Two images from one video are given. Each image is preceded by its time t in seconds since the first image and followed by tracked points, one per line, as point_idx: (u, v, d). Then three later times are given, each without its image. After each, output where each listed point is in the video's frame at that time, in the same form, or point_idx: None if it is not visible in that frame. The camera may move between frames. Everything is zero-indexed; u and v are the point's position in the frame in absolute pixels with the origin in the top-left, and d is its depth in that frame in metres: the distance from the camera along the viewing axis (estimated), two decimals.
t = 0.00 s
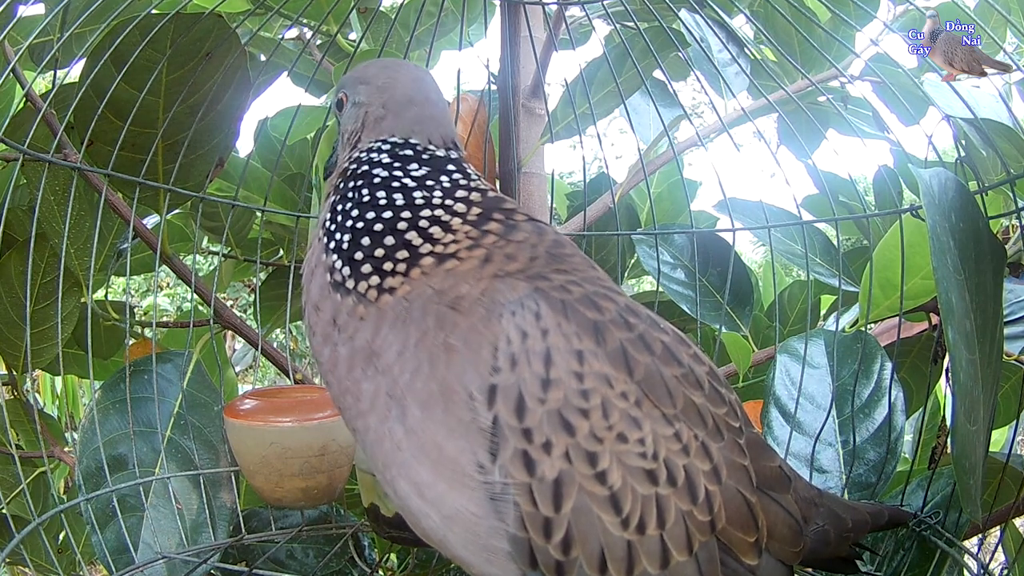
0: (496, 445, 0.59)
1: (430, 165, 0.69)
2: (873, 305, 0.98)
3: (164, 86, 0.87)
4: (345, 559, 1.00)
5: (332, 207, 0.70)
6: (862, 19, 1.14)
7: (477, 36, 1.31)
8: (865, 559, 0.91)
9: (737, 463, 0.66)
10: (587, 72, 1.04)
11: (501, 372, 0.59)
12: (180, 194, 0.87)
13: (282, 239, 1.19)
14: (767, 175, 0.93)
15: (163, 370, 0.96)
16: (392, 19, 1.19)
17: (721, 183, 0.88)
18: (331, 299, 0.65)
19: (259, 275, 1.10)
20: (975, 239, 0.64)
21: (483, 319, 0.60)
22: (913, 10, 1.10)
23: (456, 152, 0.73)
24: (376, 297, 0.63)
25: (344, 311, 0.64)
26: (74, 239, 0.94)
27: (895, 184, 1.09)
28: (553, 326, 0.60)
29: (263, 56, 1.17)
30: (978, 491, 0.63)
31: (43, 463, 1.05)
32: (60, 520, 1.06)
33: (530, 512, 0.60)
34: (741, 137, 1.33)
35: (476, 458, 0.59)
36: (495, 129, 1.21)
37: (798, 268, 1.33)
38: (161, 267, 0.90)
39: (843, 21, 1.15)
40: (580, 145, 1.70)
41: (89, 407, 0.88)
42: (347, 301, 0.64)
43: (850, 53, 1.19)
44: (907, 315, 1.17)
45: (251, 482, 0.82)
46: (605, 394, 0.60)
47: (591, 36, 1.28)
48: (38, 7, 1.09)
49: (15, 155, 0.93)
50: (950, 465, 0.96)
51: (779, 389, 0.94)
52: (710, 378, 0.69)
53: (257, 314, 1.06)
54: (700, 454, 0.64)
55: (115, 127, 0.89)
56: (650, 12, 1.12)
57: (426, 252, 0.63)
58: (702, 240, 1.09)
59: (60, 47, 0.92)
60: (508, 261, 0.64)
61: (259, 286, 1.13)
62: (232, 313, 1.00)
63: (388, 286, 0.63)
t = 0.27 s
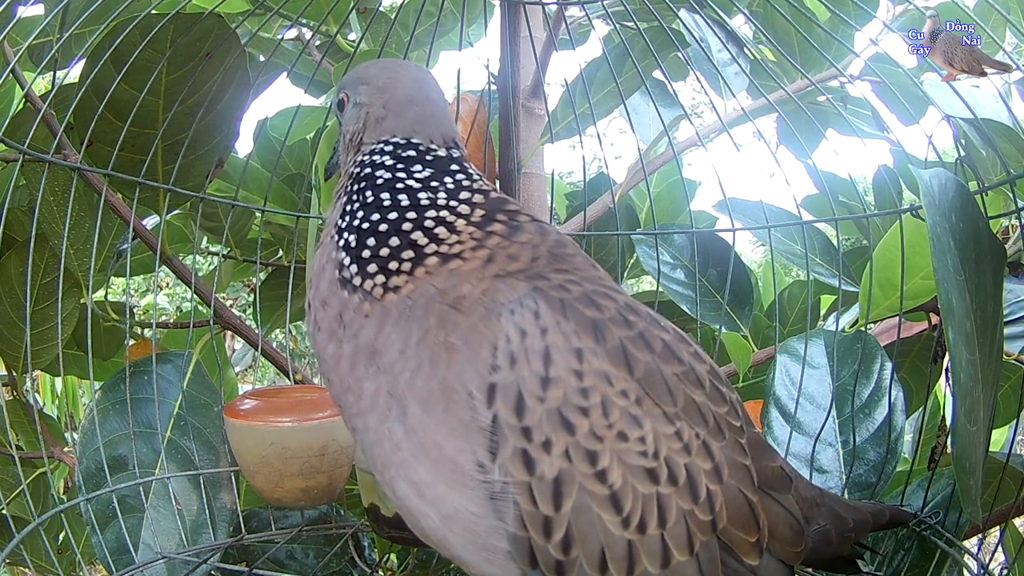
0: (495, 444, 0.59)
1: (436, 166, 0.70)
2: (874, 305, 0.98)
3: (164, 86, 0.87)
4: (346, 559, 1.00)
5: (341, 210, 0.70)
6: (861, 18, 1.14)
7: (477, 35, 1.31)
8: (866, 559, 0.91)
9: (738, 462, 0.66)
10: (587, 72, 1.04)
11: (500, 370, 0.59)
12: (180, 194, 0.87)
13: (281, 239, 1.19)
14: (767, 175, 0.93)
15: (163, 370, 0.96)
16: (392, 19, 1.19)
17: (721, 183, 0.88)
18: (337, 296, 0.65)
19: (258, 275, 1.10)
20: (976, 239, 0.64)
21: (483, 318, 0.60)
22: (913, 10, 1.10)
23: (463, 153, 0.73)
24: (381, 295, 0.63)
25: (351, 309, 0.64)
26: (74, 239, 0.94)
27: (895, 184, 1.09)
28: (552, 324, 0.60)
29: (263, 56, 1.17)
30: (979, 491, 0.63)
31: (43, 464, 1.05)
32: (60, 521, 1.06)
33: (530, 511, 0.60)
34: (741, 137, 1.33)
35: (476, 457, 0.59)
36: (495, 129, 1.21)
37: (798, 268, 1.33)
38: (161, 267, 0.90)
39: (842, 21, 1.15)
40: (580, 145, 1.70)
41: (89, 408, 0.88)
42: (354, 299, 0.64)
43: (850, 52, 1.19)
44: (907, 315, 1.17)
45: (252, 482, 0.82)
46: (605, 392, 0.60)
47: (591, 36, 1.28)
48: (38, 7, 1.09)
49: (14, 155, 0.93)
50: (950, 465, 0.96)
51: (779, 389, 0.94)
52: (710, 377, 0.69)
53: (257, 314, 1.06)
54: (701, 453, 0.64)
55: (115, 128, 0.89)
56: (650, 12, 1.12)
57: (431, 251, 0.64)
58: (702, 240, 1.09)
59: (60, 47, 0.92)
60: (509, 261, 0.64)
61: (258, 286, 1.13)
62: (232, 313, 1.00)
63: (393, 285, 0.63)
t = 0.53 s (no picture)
0: (486, 443, 0.59)
1: (444, 170, 0.70)
2: (874, 305, 0.98)
3: (163, 86, 0.87)
4: (345, 559, 1.00)
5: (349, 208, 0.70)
6: (861, 18, 1.14)
7: (477, 35, 1.31)
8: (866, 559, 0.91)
9: (734, 460, 0.66)
10: (587, 72, 1.04)
11: (491, 369, 0.59)
12: (180, 194, 0.87)
13: (282, 239, 1.19)
14: (767, 175, 0.93)
15: (163, 370, 0.96)
16: (391, 19, 1.19)
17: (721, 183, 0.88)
18: (346, 292, 0.65)
19: (259, 275, 1.10)
20: (975, 239, 0.64)
21: (474, 318, 0.60)
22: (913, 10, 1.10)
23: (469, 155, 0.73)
24: (389, 297, 0.63)
25: (358, 308, 0.64)
26: (74, 239, 0.94)
27: (895, 184, 1.09)
28: (541, 323, 0.61)
29: (263, 56, 1.17)
30: (979, 491, 0.63)
31: (43, 464, 1.05)
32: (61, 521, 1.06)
33: (523, 509, 0.60)
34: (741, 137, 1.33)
35: (468, 456, 0.59)
36: (495, 129, 1.21)
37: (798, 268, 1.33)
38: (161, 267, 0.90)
39: (842, 20, 1.15)
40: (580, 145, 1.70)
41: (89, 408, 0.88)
42: (362, 297, 0.64)
43: (850, 52, 1.19)
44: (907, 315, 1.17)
45: (251, 482, 0.82)
46: (596, 390, 0.60)
47: (591, 36, 1.28)
48: (38, 8, 1.09)
49: (15, 156, 0.93)
50: (951, 465, 0.96)
51: (779, 389, 0.94)
52: (705, 375, 0.69)
53: (257, 315, 1.06)
54: (696, 451, 0.64)
55: (115, 128, 0.89)
56: (650, 12, 1.12)
57: (440, 256, 0.64)
58: (702, 240, 1.09)
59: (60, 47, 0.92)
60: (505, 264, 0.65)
61: (259, 286, 1.13)
62: (231, 313, 1.00)
63: (402, 288, 0.63)
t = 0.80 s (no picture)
0: (488, 439, 0.59)
1: (445, 166, 0.69)
2: (873, 305, 0.98)
3: (163, 86, 0.87)
4: (345, 559, 1.00)
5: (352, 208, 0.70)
6: (861, 18, 1.14)
7: (477, 35, 1.31)
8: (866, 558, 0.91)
9: (736, 459, 0.66)
10: (587, 73, 1.04)
11: (494, 365, 0.59)
12: (180, 194, 0.87)
13: (281, 239, 1.19)
14: (767, 175, 0.93)
15: (163, 370, 0.95)
16: (392, 19, 1.19)
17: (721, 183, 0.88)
18: (349, 293, 0.65)
19: (259, 275, 1.10)
20: (975, 239, 0.64)
21: (479, 314, 0.60)
22: (913, 10, 1.10)
23: (471, 152, 0.72)
24: (389, 296, 0.63)
25: (361, 307, 0.64)
26: (73, 239, 0.93)
27: (894, 184, 1.09)
28: (545, 319, 0.61)
29: (263, 56, 1.17)
30: (979, 491, 0.63)
31: (43, 463, 1.05)
32: (60, 521, 1.06)
33: (524, 506, 0.60)
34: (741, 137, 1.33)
35: (470, 453, 0.59)
36: (495, 129, 1.22)
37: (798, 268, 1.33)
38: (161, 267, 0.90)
39: (842, 21, 1.15)
40: (580, 146, 1.70)
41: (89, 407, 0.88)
42: (365, 297, 0.64)
43: (850, 53, 1.19)
44: (907, 315, 1.17)
45: (251, 482, 0.82)
46: (599, 387, 0.60)
47: (591, 36, 1.28)
48: (38, 7, 1.09)
49: (15, 155, 0.93)
50: (951, 466, 0.96)
51: (779, 389, 0.94)
52: (708, 374, 0.68)
53: (257, 315, 1.06)
54: (697, 449, 0.64)
55: (115, 127, 0.89)
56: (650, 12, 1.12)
57: (443, 254, 0.64)
58: (702, 240, 1.09)
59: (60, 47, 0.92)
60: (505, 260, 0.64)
61: (259, 286, 1.13)
62: (231, 313, 1.00)
63: (405, 286, 0.63)
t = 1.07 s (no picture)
0: (492, 440, 0.59)
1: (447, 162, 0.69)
2: (873, 305, 0.98)
3: (164, 85, 0.87)
4: (345, 559, 1.00)
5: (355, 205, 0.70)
6: (862, 19, 1.14)
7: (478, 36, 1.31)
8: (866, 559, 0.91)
9: (739, 460, 0.66)
10: (587, 73, 1.04)
11: (498, 366, 0.59)
12: (180, 193, 0.87)
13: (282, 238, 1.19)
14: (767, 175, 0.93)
15: (163, 369, 0.95)
16: (393, 19, 1.19)
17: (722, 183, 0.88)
18: (353, 294, 0.65)
19: (258, 275, 1.09)
20: (975, 239, 0.64)
21: (483, 315, 0.60)
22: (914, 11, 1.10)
23: (473, 146, 0.72)
24: (392, 295, 0.63)
25: (365, 308, 0.64)
26: (74, 237, 0.94)
27: (895, 184, 1.09)
28: (550, 320, 0.61)
29: (264, 55, 1.17)
30: (978, 492, 0.63)
31: (43, 462, 1.05)
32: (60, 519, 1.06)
33: (528, 508, 0.60)
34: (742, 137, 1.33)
35: (474, 454, 0.59)
36: (495, 129, 1.22)
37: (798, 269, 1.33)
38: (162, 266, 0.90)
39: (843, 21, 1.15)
40: (581, 145, 1.70)
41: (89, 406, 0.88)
42: (368, 298, 0.64)
43: (851, 53, 1.19)
44: (908, 315, 1.17)
45: (252, 482, 0.82)
46: (604, 388, 0.60)
47: (591, 36, 1.28)
48: (39, 6, 1.09)
49: (15, 154, 0.93)
50: (951, 466, 0.96)
51: (779, 389, 0.94)
52: (711, 375, 0.69)
53: (258, 314, 1.06)
54: (701, 450, 0.64)
55: (115, 127, 0.89)
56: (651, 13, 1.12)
57: (443, 252, 0.64)
58: (702, 240, 1.09)
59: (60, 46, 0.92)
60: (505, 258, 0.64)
61: (259, 285, 1.13)
62: (231, 312, 1.00)
63: (406, 283, 0.63)
